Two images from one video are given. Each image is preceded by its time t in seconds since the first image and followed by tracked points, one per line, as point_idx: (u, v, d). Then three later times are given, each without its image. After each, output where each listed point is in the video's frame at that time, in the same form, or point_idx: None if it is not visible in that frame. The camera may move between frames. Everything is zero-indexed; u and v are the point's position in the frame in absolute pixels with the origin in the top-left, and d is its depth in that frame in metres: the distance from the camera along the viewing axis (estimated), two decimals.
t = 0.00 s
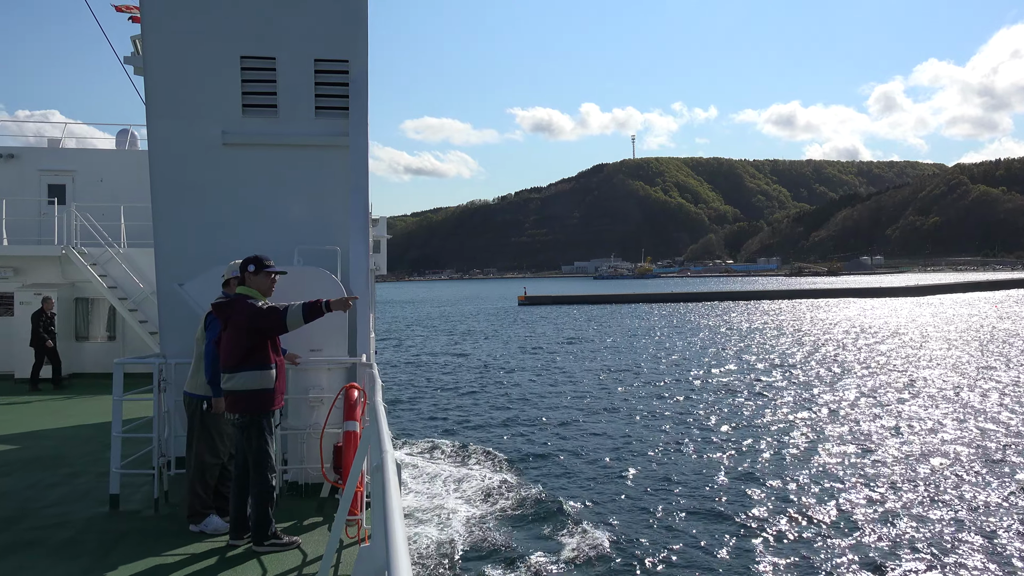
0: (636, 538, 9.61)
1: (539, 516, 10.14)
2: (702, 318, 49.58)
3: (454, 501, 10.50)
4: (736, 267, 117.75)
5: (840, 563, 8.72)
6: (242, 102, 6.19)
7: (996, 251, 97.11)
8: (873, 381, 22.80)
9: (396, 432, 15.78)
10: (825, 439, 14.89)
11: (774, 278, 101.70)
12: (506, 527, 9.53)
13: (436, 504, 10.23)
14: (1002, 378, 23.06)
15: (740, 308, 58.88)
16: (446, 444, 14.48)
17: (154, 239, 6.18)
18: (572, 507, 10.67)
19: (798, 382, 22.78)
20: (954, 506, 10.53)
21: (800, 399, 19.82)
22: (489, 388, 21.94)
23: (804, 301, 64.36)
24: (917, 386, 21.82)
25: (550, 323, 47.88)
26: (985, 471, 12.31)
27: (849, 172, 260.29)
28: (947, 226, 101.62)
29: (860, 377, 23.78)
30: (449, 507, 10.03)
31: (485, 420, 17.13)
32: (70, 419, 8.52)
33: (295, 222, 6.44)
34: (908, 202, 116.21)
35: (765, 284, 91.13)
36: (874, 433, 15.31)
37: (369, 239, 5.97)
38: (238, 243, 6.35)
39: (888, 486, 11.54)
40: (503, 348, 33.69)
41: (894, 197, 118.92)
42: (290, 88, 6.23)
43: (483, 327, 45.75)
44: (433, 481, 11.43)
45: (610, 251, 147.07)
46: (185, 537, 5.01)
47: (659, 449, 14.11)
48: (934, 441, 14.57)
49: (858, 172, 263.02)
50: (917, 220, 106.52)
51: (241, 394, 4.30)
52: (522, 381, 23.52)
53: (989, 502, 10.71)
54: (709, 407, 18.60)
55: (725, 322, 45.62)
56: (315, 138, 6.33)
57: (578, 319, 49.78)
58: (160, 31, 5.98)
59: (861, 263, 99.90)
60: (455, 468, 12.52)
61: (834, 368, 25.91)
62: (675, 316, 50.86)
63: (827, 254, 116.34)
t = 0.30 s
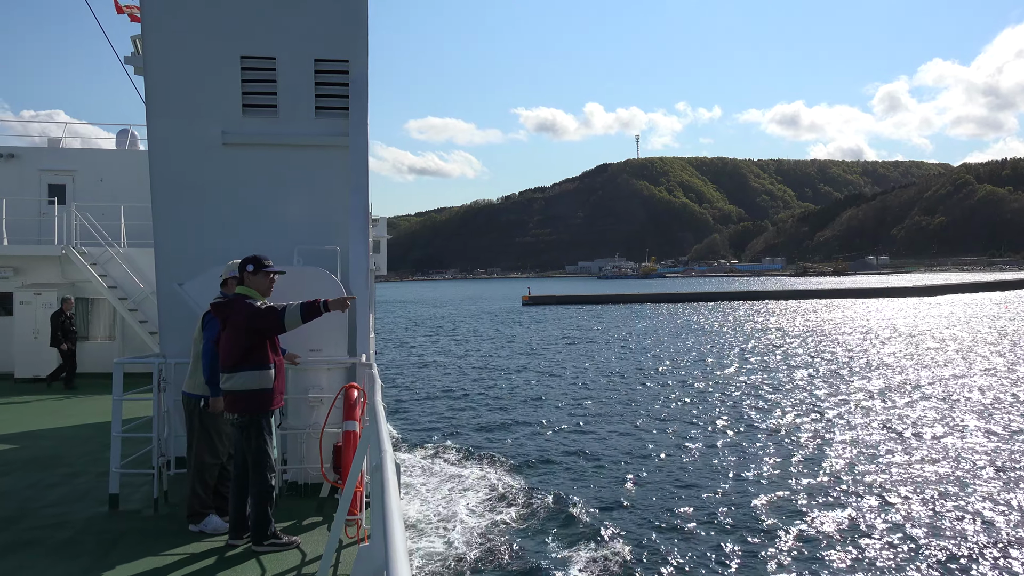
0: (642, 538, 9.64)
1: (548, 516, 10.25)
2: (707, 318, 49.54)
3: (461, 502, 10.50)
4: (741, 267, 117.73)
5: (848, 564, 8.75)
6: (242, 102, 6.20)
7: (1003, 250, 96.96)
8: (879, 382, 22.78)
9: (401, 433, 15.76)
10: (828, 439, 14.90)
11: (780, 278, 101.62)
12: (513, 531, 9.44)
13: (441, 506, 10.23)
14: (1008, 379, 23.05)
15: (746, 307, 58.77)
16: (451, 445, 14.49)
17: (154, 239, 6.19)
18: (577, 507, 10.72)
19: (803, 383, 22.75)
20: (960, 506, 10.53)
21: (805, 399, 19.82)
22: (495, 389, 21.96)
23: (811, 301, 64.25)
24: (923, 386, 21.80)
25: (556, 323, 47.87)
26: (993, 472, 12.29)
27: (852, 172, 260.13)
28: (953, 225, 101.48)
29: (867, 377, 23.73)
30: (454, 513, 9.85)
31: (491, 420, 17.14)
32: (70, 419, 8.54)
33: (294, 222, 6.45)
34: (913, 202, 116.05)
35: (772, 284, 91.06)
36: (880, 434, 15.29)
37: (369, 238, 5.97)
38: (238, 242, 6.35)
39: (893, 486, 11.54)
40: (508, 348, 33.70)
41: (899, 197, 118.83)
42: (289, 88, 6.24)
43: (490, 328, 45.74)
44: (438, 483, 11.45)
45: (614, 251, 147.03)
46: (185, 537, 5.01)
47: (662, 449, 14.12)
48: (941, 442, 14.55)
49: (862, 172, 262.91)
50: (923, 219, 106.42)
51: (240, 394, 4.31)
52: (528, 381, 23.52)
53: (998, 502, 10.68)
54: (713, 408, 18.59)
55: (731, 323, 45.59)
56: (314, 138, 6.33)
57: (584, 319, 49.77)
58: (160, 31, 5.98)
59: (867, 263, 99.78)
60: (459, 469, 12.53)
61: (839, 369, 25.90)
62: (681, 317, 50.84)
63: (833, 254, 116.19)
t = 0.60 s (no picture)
0: (645, 539, 9.63)
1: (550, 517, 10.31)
2: (711, 317, 49.48)
3: (462, 505, 10.48)
4: (744, 266, 117.68)
5: (849, 565, 8.76)
6: (240, 101, 6.20)
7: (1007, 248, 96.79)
8: (883, 381, 22.74)
9: (404, 432, 15.74)
10: (830, 439, 14.88)
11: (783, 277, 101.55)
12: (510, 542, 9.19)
13: (442, 509, 10.21)
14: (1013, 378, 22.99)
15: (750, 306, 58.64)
16: (454, 445, 14.47)
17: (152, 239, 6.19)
18: (577, 508, 10.76)
19: (807, 382, 22.69)
20: (963, 508, 10.52)
21: (807, 399, 19.79)
22: (498, 388, 21.92)
23: (815, 300, 64.11)
24: (928, 386, 21.75)
25: (560, 322, 47.82)
26: (997, 473, 12.26)
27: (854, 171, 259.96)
28: (958, 223, 101.28)
29: (872, 376, 23.67)
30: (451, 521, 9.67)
31: (494, 420, 17.10)
32: (68, 418, 8.53)
33: (292, 221, 6.45)
34: (917, 200, 115.85)
35: (776, 283, 91.00)
36: (883, 434, 15.27)
37: (367, 237, 5.97)
38: (236, 242, 6.35)
39: (895, 487, 11.54)
40: (511, 347, 33.66)
41: (903, 195, 118.65)
42: (287, 87, 6.23)
43: (494, 327, 45.66)
44: (439, 484, 11.48)
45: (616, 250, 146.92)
46: (183, 536, 5.01)
47: (664, 450, 14.10)
48: (944, 442, 14.52)
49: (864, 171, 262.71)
50: (927, 217, 106.23)
51: (238, 393, 4.30)
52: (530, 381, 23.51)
53: (1003, 504, 10.66)
54: (716, 408, 18.57)
55: (736, 322, 45.50)
56: (312, 137, 6.33)
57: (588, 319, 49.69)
58: (158, 31, 5.98)
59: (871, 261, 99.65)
60: (462, 470, 12.50)
61: (842, 368, 25.87)
62: (685, 316, 50.76)
63: (836, 252, 116.06)
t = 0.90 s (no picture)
0: (643, 537, 9.64)
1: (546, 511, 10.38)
2: (710, 316, 49.52)
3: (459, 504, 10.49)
4: (743, 265, 117.79)
5: (845, 561, 8.83)
6: (234, 100, 6.19)
7: (1007, 246, 96.85)
8: (882, 381, 22.75)
9: (401, 432, 15.70)
10: (827, 438, 14.90)
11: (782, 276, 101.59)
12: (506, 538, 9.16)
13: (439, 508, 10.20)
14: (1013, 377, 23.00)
15: (750, 305, 58.61)
16: (450, 445, 14.45)
17: (145, 238, 6.18)
18: (576, 505, 10.79)
19: (806, 382, 22.70)
20: (960, 507, 10.55)
21: (806, 398, 19.82)
22: (497, 387, 21.90)
23: (815, 299, 64.10)
24: (928, 385, 21.76)
25: (560, 321, 47.81)
26: (994, 472, 12.30)
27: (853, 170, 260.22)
28: (958, 221, 101.29)
29: (871, 376, 23.68)
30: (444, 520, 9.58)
31: (493, 420, 17.09)
32: (59, 418, 8.50)
33: (286, 221, 6.44)
34: (916, 198, 115.97)
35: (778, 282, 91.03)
36: (881, 433, 15.28)
37: (361, 236, 5.96)
38: (229, 241, 6.34)
39: (890, 485, 11.60)
40: (510, 347, 33.62)
41: (902, 193, 118.76)
42: (281, 86, 6.22)
43: (494, 326, 45.59)
44: (439, 484, 11.48)
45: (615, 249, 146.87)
46: (177, 536, 5.00)
47: (662, 449, 14.10)
48: (942, 441, 14.55)
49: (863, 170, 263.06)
50: (927, 216, 106.27)
51: (231, 393, 4.30)
52: (529, 380, 23.51)
53: (1000, 502, 10.69)
54: (713, 407, 18.58)
55: (736, 321, 45.51)
56: (306, 135, 6.32)
57: (588, 318, 49.65)
58: (151, 30, 5.97)
59: (871, 260, 99.74)
60: (460, 470, 12.49)
61: (842, 367, 25.89)
62: (685, 315, 50.73)
63: (836, 251, 116.19)
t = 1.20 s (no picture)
0: (643, 543, 9.62)
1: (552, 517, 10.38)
2: (712, 318, 49.47)
3: (459, 510, 10.46)
4: (744, 265, 117.72)
5: (847, 566, 8.81)
6: (230, 101, 6.18)
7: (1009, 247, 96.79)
8: (884, 383, 22.70)
9: (401, 435, 15.67)
10: (828, 442, 14.88)
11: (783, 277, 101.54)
12: (508, 549, 9.11)
13: (437, 514, 10.17)
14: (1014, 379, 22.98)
15: (751, 307, 58.53)
16: (451, 448, 14.41)
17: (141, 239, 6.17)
18: (576, 509, 10.78)
19: (808, 384, 22.64)
20: (961, 511, 10.54)
21: (806, 401, 19.78)
22: (498, 390, 21.85)
23: (817, 301, 63.97)
24: (930, 387, 21.71)
25: (561, 323, 47.78)
26: (995, 476, 12.27)
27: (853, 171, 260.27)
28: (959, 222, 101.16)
29: (873, 378, 23.66)
30: (444, 530, 9.48)
31: (493, 422, 17.06)
32: (56, 420, 8.50)
33: (283, 222, 6.43)
34: (917, 199, 115.87)
35: (779, 283, 90.92)
36: (883, 436, 15.26)
37: (358, 237, 5.94)
38: (225, 241, 6.33)
39: (891, 489, 11.58)
40: (511, 348, 33.56)
41: (904, 194, 118.71)
42: (276, 87, 6.21)
43: (495, 328, 45.55)
44: (439, 489, 11.46)
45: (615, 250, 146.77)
46: (173, 538, 4.99)
47: (662, 452, 14.07)
48: (944, 444, 14.53)
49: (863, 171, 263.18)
50: (928, 217, 106.24)
51: (227, 394, 4.29)
52: (530, 382, 23.46)
53: (1002, 507, 10.67)
54: (714, 410, 18.57)
55: (737, 323, 45.46)
56: (302, 136, 6.31)
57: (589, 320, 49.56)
58: (147, 31, 5.96)
59: (872, 261, 99.71)
60: (460, 474, 12.46)
61: (842, 370, 25.86)
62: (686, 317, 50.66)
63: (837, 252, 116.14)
